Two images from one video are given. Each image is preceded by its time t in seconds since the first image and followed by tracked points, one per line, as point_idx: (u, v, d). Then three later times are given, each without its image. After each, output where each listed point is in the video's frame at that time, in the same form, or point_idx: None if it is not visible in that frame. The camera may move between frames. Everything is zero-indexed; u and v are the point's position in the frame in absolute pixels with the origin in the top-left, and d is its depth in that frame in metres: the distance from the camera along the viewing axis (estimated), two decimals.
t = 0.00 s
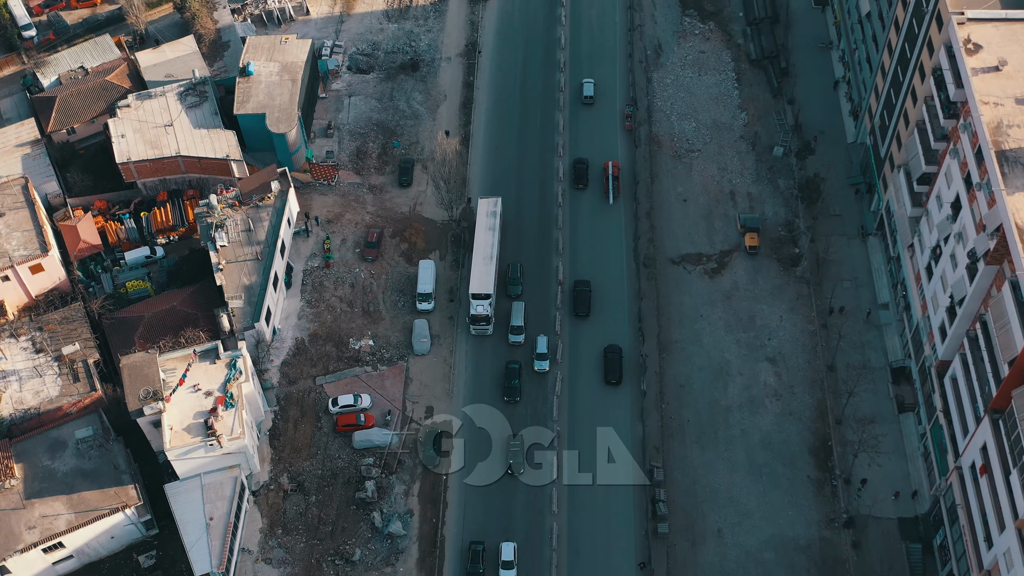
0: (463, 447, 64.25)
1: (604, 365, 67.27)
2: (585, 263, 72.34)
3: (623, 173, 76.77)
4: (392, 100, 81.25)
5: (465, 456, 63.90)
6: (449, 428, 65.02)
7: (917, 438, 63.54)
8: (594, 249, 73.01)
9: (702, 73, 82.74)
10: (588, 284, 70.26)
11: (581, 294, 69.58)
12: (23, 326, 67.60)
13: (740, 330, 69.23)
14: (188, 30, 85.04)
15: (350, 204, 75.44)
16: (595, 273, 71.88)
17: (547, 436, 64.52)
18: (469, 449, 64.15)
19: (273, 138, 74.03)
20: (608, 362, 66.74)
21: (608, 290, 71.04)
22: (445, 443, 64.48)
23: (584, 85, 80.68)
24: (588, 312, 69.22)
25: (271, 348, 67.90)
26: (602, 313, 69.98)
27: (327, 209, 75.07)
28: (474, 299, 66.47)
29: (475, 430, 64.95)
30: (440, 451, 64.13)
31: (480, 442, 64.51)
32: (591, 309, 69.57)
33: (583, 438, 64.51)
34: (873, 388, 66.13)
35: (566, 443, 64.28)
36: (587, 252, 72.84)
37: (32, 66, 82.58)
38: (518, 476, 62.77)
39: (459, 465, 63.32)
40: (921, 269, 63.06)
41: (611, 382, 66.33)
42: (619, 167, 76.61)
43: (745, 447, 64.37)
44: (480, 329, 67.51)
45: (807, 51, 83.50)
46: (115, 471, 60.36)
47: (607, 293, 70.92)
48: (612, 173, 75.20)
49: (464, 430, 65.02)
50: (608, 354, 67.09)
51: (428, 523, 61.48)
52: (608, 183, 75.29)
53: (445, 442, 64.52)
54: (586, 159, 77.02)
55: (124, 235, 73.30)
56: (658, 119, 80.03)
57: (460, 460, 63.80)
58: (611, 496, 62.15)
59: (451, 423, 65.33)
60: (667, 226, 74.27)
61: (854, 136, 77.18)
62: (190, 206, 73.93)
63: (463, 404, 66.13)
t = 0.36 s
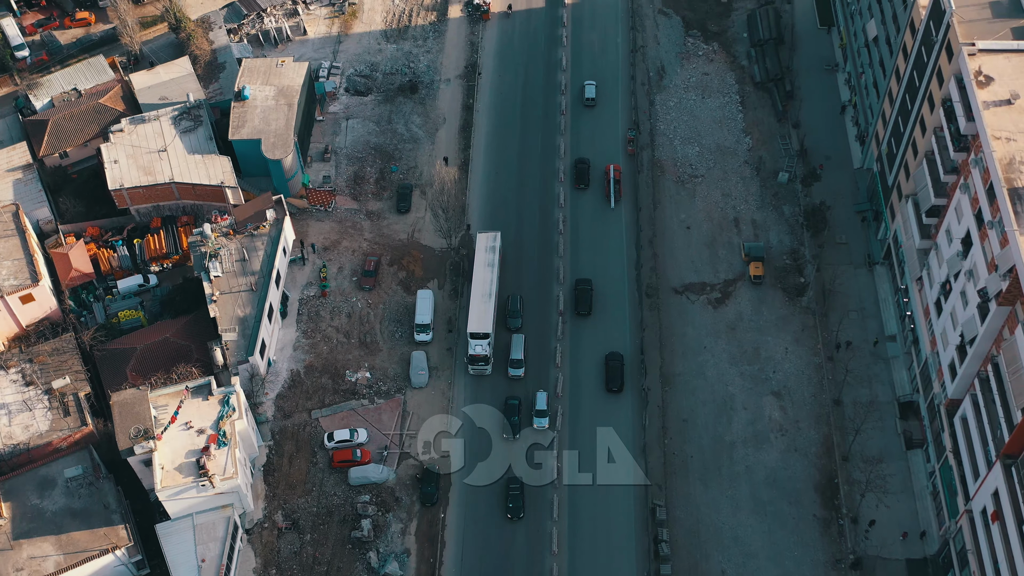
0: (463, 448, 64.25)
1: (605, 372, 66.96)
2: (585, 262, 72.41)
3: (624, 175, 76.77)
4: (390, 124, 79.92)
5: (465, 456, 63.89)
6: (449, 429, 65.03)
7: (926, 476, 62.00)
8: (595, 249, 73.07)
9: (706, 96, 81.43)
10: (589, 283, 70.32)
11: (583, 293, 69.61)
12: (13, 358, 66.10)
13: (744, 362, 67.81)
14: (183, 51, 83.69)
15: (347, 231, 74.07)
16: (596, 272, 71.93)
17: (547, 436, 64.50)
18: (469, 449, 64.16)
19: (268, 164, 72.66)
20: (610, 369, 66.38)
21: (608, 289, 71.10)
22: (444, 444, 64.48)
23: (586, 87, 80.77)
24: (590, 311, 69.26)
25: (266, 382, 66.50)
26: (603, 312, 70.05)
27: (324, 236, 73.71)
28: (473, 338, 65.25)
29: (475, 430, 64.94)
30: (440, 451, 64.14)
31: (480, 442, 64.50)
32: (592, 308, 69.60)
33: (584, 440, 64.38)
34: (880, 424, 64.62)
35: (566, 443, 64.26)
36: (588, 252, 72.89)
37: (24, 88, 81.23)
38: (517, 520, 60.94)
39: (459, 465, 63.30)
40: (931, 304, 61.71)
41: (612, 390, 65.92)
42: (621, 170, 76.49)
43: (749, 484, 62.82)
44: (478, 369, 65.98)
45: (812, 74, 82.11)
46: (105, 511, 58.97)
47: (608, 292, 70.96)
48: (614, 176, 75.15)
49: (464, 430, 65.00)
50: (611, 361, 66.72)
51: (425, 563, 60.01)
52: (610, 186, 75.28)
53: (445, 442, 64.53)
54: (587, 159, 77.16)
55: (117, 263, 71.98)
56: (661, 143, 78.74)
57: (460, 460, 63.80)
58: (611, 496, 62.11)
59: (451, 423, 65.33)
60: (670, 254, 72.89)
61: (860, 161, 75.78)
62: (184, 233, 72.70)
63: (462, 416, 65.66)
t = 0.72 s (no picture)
0: (463, 447, 64.31)
1: (606, 378, 66.67)
2: (587, 261, 72.48)
3: (626, 177, 76.73)
4: (388, 147, 78.60)
5: (465, 456, 63.95)
6: (449, 429, 65.08)
7: (935, 515, 60.55)
8: (596, 249, 73.12)
9: (709, 119, 80.07)
10: (590, 282, 70.36)
11: (584, 292, 69.64)
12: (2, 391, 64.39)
13: (748, 396, 66.43)
14: (178, 73, 82.40)
15: (344, 258, 72.76)
16: (597, 272, 71.98)
17: (548, 436, 64.63)
18: (469, 449, 64.19)
19: (263, 192, 71.31)
20: (611, 376, 66.09)
21: (609, 288, 71.17)
22: (444, 444, 64.53)
23: (588, 90, 80.79)
24: (591, 310, 69.30)
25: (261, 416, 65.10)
26: (604, 311, 70.10)
27: (320, 263, 72.43)
28: (470, 380, 63.93)
29: (475, 430, 65.00)
30: (440, 451, 64.19)
31: (480, 442, 64.58)
32: (594, 307, 69.64)
33: (585, 441, 64.41)
34: (887, 460, 63.19)
35: (567, 442, 64.35)
36: (589, 252, 72.93)
37: (16, 110, 79.80)
38: (517, 567, 59.20)
39: (459, 466, 63.29)
40: (940, 340, 60.37)
41: (614, 398, 65.65)
42: (622, 174, 76.47)
43: (754, 523, 61.34)
44: (476, 411, 64.53)
45: (817, 96, 80.74)
46: (94, 551, 57.63)
47: (609, 292, 71.02)
48: (615, 180, 75.16)
49: (464, 430, 65.05)
50: (612, 368, 66.46)
51: None
52: (611, 190, 75.23)
53: (445, 442, 64.57)
54: (589, 159, 77.25)
55: (109, 292, 70.75)
56: (664, 168, 77.35)
57: (459, 460, 63.81)
58: (612, 495, 62.23)
59: (450, 422, 65.39)
60: (673, 283, 71.50)
61: (867, 188, 74.43)
62: (178, 262, 71.56)
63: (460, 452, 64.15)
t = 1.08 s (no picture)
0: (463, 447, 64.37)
1: (607, 386, 66.27)
2: (588, 261, 72.51)
3: (627, 178, 76.76)
4: (385, 172, 77.23)
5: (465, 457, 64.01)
6: (449, 428, 65.20)
7: (944, 557, 59.07)
8: (597, 249, 73.09)
9: (713, 144, 78.65)
10: (591, 280, 70.37)
11: (585, 292, 69.68)
12: None
13: (752, 431, 65.00)
14: (173, 95, 81.15)
15: (340, 287, 71.41)
16: (598, 271, 72.00)
17: (548, 436, 64.72)
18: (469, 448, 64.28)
19: (258, 219, 69.94)
20: (612, 384, 65.66)
21: (610, 287, 71.17)
22: (444, 444, 64.64)
23: (589, 91, 80.76)
24: (592, 309, 69.31)
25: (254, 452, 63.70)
26: (606, 311, 70.11)
27: (316, 292, 71.10)
28: (468, 425, 62.34)
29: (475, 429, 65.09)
30: (440, 451, 64.31)
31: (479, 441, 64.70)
32: (595, 306, 69.67)
33: (585, 441, 64.45)
34: (895, 499, 61.72)
35: (567, 443, 64.38)
36: (590, 252, 72.92)
37: (7, 133, 78.42)
38: None
39: (458, 465, 63.36)
40: (949, 378, 58.97)
41: (615, 405, 65.33)
42: (624, 177, 76.35)
43: (758, 564, 59.87)
44: (473, 455, 62.85)
45: (823, 120, 79.36)
46: None
47: (610, 291, 71.02)
48: (616, 184, 74.90)
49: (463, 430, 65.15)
50: (613, 375, 66.05)
51: None
52: (613, 193, 74.93)
53: (445, 442, 64.67)
54: (590, 158, 77.32)
55: (101, 321, 69.39)
56: (667, 195, 75.90)
57: (459, 460, 63.92)
58: (612, 495, 62.31)
59: (451, 422, 65.50)
60: (676, 313, 70.07)
61: (874, 216, 73.06)
62: (171, 290, 70.38)
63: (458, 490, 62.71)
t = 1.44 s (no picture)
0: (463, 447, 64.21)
1: (609, 394, 65.91)
2: (589, 260, 72.51)
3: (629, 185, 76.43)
4: (383, 198, 75.90)
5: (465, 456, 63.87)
6: (448, 428, 65.05)
7: None
8: (598, 249, 73.05)
9: (716, 169, 77.25)
10: (593, 280, 70.29)
11: (587, 291, 69.67)
12: None
13: (757, 467, 63.54)
14: (167, 118, 79.92)
15: (336, 316, 70.09)
16: (600, 270, 72.00)
17: (548, 436, 64.69)
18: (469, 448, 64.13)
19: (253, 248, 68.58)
20: (613, 392, 65.31)
21: (611, 286, 71.16)
22: (444, 444, 64.44)
23: (591, 94, 80.79)
24: (593, 308, 69.28)
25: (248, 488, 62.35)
26: (607, 311, 70.08)
27: (312, 321, 69.79)
28: (465, 471, 60.85)
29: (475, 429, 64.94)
30: (440, 451, 64.12)
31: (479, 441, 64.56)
32: (596, 305, 69.66)
33: (585, 442, 64.44)
34: (902, 539, 60.25)
35: (568, 443, 64.38)
36: (591, 252, 72.89)
37: None
38: None
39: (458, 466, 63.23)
40: (959, 418, 57.58)
41: (616, 412, 65.04)
42: (625, 180, 76.15)
43: None
44: (471, 502, 60.96)
45: (828, 144, 77.98)
46: None
47: (610, 291, 71.01)
48: (618, 187, 74.67)
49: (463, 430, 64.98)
50: (613, 383, 65.69)
51: None
52: (614, 197, 74.66)
53: (445, 442, 64.48)
54: (591, 157, 77.40)
55: (92, 352, 67.94)
56: (669, 222, 74.47)
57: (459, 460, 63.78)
58: (612, 495, 62.27)
59: (450, 422, 65.36)
60: (678, 345, 68.66)
61: (880, 244, 71.72)
62: (164, 321, 68.90)
63: (455, 529, 61.20)
